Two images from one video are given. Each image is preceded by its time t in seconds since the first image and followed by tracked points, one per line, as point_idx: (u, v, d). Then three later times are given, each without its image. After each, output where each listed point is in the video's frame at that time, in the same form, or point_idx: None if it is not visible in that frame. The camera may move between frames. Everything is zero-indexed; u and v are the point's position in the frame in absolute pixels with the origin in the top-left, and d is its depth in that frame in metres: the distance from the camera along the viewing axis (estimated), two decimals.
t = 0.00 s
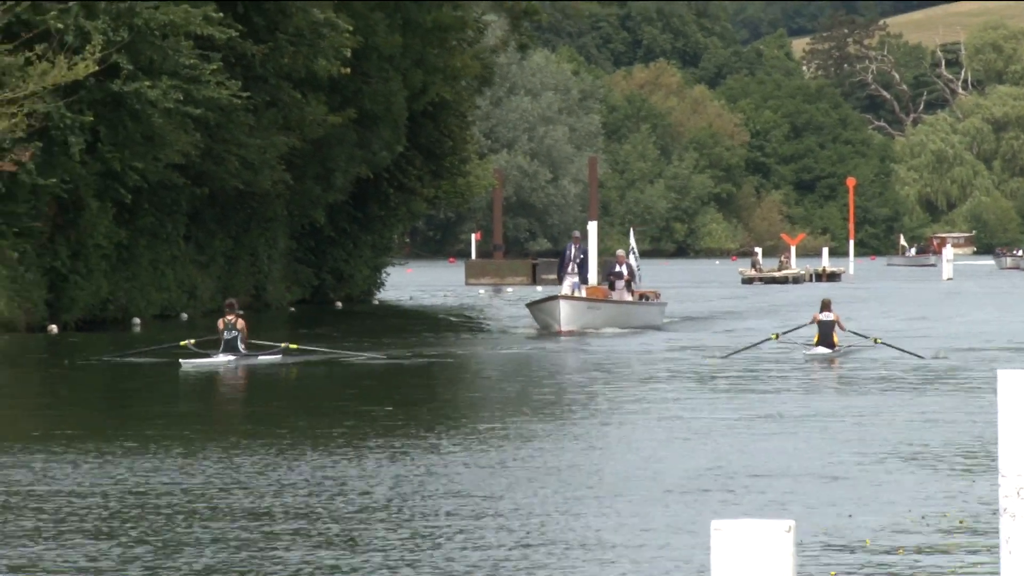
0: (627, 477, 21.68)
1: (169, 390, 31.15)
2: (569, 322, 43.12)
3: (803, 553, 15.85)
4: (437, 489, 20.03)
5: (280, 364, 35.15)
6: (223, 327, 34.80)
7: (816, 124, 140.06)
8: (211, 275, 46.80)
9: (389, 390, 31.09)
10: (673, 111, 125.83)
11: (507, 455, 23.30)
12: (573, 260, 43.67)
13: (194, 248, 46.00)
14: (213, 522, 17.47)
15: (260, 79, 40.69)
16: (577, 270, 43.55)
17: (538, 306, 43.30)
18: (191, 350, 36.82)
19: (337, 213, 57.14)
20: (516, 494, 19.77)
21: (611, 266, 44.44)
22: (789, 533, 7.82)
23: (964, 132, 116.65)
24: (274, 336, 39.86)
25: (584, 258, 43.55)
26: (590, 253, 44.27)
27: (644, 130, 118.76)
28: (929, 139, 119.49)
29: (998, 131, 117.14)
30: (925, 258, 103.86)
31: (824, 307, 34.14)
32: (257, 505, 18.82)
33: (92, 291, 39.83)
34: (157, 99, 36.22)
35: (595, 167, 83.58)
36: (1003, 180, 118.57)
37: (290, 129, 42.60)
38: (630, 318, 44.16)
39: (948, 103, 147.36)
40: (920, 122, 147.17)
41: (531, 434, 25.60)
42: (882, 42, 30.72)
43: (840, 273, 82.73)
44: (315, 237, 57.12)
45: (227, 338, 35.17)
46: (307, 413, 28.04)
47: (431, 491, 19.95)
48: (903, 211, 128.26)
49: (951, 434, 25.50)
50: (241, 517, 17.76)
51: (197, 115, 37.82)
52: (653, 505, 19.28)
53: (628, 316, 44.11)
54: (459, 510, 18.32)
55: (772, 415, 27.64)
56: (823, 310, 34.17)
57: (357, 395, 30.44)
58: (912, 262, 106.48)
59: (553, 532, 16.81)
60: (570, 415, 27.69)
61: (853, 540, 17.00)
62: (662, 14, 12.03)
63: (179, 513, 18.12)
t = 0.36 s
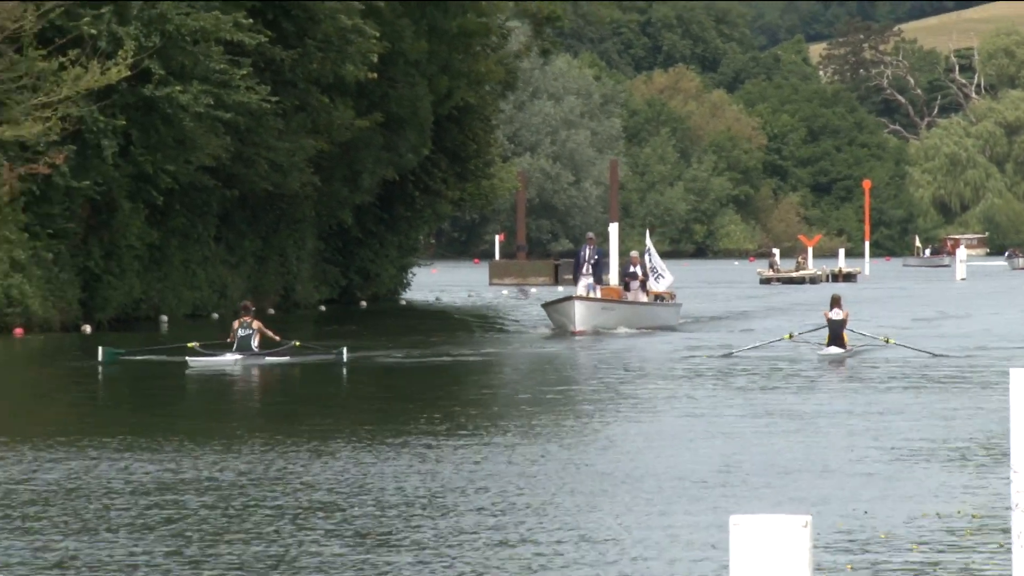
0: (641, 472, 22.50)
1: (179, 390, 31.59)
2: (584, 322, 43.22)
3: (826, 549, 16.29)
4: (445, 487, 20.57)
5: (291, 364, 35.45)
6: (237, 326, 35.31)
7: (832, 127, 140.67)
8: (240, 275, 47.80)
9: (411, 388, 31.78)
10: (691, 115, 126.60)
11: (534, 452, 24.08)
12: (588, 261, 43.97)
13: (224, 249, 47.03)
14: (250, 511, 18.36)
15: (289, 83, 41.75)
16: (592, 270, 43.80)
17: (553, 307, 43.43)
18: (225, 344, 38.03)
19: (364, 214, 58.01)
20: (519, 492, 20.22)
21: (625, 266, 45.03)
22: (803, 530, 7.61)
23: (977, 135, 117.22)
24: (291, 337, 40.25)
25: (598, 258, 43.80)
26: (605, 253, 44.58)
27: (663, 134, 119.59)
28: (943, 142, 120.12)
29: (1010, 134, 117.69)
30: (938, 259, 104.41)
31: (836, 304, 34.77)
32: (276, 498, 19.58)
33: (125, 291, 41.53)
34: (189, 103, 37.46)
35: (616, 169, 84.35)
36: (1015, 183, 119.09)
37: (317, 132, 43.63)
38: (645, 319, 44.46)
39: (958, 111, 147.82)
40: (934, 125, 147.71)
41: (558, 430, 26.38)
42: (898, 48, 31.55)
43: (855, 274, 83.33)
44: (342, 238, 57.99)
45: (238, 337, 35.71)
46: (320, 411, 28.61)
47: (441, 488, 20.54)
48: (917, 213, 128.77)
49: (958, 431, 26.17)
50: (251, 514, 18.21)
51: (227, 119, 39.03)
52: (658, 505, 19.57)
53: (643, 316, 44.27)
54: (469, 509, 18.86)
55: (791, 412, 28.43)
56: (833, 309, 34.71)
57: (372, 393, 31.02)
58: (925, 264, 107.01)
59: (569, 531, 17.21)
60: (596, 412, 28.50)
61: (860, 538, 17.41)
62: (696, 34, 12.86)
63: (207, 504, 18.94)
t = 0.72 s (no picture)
0: (645, 462, 23.89)
1: (197, 389, 32.63)
2: (593, 322, 44.55)
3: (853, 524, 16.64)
4: (447, 475, 21.65)
5: (304, 364, 36.57)
6: (253, 326, 36.63)
7: (839, 135, 141.78)
8: (271, 277, 49.45)
9: (428, 385, 32.96)
10: (703, 123, 127.93)
11: (551, 445, 25.50)
12: (597, 263, 45.14)
13: (256, 251, 48.70)
14: (281, 490, 19.95)
15: (317, 93, 43.39)
16: (601, 272, 45.00)
17: (563, 308, 44.74)
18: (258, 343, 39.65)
19: (389, 218, 59.54)
20: (522, 481, 21.40)
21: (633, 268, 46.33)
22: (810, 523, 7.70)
23: (975, 142, 118.38)
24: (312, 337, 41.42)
25: (607, 261, 44.98)
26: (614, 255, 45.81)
27: (675, 141, 120.94)
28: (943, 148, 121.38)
29: (1009, 140, 118.84)
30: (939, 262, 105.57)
31: (834, 308, 35.87)
32: (290, 482, 20.86)
33: (162, 292, 43.36)
34: (221, 111, 38.99)
35: (629, 175, 85.68)
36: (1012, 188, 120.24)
37: (344, 139, 45.23)
38: (653, 318, 45.73)
39: (963, 117, 148.89)
40: (935, 133, 148.81)
41: (573, 424, 27.81)
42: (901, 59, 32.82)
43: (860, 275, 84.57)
44: (368, 241, 59.51)
45: (255, 336, 37.03)
46: (333, 408, 29.74)
47: (443, 475, 21.66)
48: (919, 216, 130.01)
49: (945, 427, 27.57)
50: (263, 497, 19.28)
51: (259, 127, 40.71)
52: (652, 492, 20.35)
53: (650, 316, 45.57)
54: (476, 492, 20.25)
55: (794, 407, 29.80)
56: (832, 313, 35.97)
57: (385, 391, 32.13)
58: (927, 265, 108.17)
59: (569, 509, 18.13)
60: (610, 407, 29.96)
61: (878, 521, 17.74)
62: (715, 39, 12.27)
63: (229, 485, 20.32)
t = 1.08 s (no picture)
0: (648, 449, 24.99)
1: (208, 388, 33.52)
2: (600, 322, 45.72)
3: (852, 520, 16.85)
4: (437, 468, 22.40)
5: (309, 364, 37.28)
6: (257, 328, 37.62)
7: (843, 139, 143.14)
8: (296, 277, 50.94)
9: (435, 384, 33.73)
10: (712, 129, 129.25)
11: (561, 434, 26.76)
12: (603, 264, 46.32)
13: (281, 252, 50.21)
14: (304, 480, 21.26)
15: (340, 100, 44.91)
16: (607, 272, 46.20)
17: (571, 307, 45.94)
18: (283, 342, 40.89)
19: (409, 221, 60.92)
20: (530, 466, 22.70)
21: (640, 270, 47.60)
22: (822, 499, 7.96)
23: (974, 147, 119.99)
24: (325, 338, 42.34)
25: (613, 262, 46.16)
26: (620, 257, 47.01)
27: (684, 146, 122.34)
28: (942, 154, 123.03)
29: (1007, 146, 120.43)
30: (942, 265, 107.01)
31: (834, 307, 36.95)
32: (292, 476, 21.78)
33: (190, 291, 44.98)
34: (248, 118, 40.55)
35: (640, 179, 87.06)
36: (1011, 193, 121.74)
37: (366, 144, 46.71)
38: (658, 317, 46.94)
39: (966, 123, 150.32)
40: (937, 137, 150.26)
41: (583, 416, 29.08)
42: (898, 68, 34.02)
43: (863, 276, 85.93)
44: (389, 243, 60.91)
45: (260, 338, 37.97)
46: (333, 406, 30.51)
47: (433, 468, 22.40)
48: (920, 219, 131.45)
49: (936, 421, 28.69)
50: (284, 486, 20.44)
51: (284, 133, 42.18)
52: (642, 484, 20.95)
53: (655, 316, 46.69)
54: (486, 475, 21.56)
55: (793, 401, 31.08)
56: (830, 312, 37.03)
57: (386, 390, 32.83)
58: (929, 267, 109.54)
59: (581, 500, 18.92)
60: (619, 401, 31.25)
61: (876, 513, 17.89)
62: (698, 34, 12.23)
63: (236, 479, 21.34)
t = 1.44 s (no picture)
0: (656, 446, 25.78)
1: (224, 386, 34.17)
2: (606, 322, 46.57)
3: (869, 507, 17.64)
4: (447, 460, 23.14)
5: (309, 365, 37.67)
6: (256, 331, 37.89)
7: (851, 142, 143.94)
8: (316, 278, 51.95)
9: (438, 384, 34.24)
10: (723, 132, 130.05)
11: (573, 430, 27.59)
12: (610, 265, 47.29)
13: (302, 253, 51.25)
14: (323, 467, 22.13)
15: (359, 105, 45.98)
16: (614, 274, 47.14)
17: (579, 308, 46.82)
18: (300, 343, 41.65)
19: (427, 223, 61.86)
20: (542, 459, 23.53)
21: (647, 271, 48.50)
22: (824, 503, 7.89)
23: (979, 150, 121.29)
24: (338, 338, 43.05)
25: (619, 263, 47.17)
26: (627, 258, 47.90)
27: (696, 149, 123.17)
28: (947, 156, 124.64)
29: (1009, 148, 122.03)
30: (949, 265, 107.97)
31: (836, 308, 37.77)
32: (307, 466, 22.58)
33: (213, 291, 46.08)
34: (269, 122, 41.68)
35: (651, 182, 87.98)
36: (1016, 195, 122.75)
37: (385, 149, 47.74)
38: (666, 318, 47.72)
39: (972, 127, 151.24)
40: (943, 141, 151.16)
41: (596, 414, 29.90)
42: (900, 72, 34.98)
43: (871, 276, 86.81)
44: (407, 244, 61.84)
45: (260, 341, 38.19)
46: (332, 404, 30.99)
47: (431, 462, 22.93)
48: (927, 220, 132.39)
49: (935, 417, 29.56)
50: (305, 474, 21.31)
51: (305, 137, 43.29)
52: (638, 477, 21.51)
53: (662, 316, 47.48)
54: (499, 467, 22.36)
55: (798, 400, 31.92)
56: (833, 311, 37.81)
57: (394, 389, 33.47)
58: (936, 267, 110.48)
59: (584, 492, 19.69)
60: (631, 399, 32.10)
61: (890, 504, 18.64)
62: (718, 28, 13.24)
63: (243, 469, 21.93)
